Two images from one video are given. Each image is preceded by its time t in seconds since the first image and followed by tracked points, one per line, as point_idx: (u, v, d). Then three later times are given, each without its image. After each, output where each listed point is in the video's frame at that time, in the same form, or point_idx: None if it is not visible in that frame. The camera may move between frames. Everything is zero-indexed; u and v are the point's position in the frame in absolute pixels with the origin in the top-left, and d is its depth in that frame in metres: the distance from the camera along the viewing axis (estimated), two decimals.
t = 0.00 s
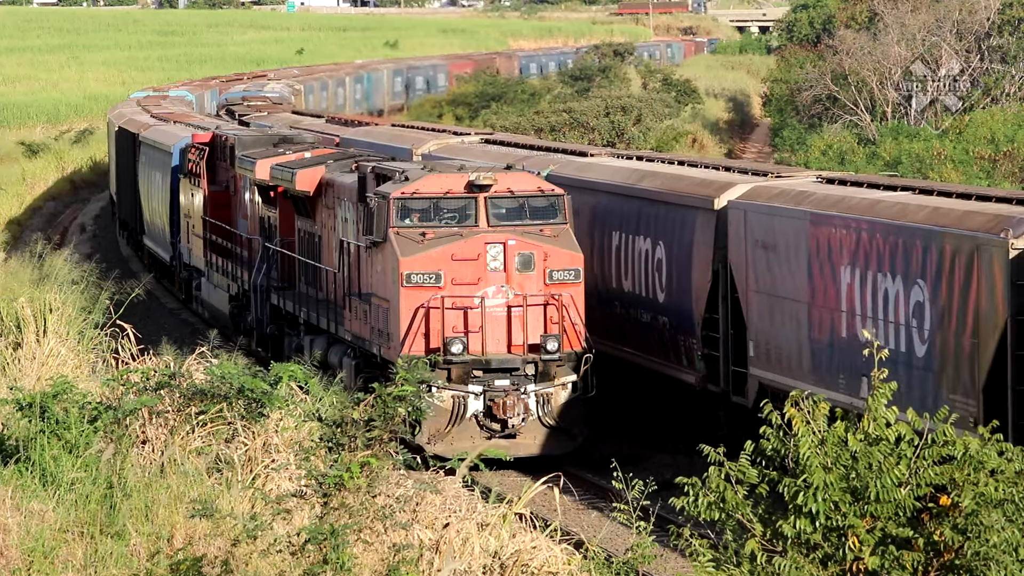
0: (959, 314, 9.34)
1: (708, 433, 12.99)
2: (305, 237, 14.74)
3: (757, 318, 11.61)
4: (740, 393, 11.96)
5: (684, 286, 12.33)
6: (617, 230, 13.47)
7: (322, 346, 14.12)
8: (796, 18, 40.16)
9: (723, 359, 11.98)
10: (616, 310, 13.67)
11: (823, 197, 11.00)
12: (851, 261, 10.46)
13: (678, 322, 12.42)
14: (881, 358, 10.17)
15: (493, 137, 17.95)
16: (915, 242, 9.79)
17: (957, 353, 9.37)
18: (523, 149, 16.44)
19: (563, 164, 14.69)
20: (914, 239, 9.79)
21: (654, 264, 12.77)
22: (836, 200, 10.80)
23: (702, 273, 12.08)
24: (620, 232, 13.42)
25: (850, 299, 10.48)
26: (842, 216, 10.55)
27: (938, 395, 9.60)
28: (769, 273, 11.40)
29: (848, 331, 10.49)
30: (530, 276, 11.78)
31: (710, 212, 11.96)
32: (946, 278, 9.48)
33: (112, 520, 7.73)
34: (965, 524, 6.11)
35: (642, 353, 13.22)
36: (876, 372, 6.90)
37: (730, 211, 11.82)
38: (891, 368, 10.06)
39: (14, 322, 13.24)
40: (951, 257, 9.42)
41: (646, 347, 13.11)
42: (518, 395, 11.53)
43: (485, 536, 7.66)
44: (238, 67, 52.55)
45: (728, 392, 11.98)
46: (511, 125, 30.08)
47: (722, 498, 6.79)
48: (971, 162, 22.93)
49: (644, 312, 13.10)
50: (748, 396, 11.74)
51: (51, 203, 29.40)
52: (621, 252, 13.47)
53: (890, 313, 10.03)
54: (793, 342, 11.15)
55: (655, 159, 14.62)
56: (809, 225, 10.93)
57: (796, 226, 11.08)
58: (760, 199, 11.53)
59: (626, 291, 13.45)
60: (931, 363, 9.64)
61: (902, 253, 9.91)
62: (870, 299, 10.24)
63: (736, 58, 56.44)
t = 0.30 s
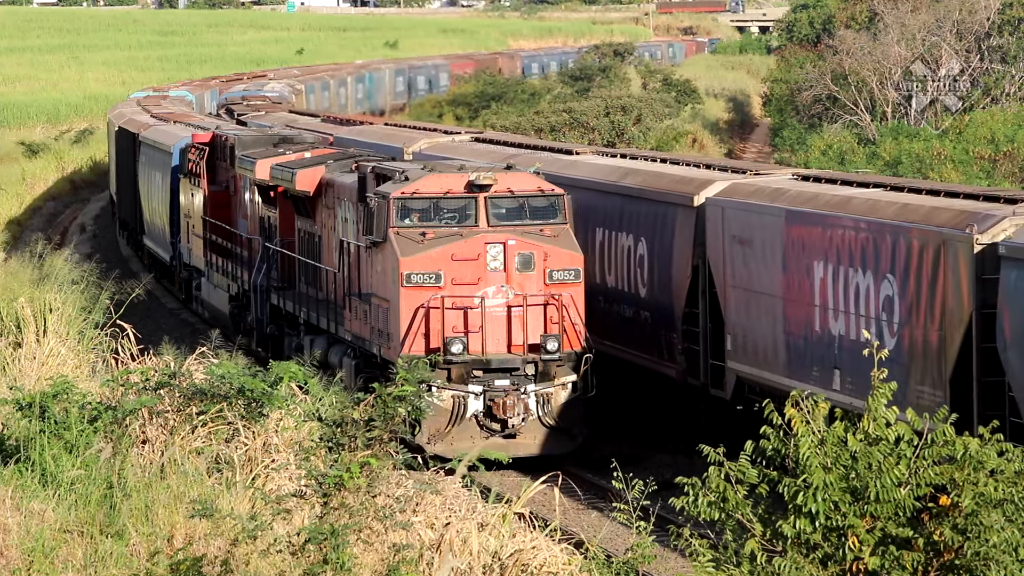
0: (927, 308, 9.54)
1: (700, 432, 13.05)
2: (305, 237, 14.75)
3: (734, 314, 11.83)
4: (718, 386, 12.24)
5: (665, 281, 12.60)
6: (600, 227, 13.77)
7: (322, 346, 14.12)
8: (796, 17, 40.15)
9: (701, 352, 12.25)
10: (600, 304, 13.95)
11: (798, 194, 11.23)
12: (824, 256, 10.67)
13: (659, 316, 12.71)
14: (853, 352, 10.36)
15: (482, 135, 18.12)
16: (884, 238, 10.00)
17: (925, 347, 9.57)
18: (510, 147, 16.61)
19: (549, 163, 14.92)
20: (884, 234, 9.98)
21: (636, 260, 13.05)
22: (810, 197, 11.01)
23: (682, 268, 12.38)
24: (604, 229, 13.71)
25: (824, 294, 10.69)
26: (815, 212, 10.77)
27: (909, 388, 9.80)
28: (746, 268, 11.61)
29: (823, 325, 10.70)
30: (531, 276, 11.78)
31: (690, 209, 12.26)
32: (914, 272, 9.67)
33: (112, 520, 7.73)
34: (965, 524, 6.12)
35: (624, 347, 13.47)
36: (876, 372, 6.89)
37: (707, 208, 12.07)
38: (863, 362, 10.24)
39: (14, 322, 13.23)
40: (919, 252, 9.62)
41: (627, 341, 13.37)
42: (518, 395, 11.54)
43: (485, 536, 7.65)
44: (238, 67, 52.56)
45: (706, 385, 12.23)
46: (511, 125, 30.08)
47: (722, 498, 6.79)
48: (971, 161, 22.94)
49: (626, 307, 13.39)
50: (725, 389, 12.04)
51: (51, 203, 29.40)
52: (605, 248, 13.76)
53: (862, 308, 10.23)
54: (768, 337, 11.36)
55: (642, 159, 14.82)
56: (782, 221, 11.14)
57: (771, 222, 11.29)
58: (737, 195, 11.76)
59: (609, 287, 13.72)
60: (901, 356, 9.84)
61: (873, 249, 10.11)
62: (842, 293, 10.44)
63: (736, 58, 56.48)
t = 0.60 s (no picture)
0: (896, 302, 9.87)
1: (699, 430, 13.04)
2: (305, 237, 14.75)
3: (712, 308, 12.13)
4: (697, 378, 12.54)
5: (649, 279, 12.96)
6: (586, 224, 14.13)
7: (322, 346, 14.12)
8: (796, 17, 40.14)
9: (680, 347, 12.56)
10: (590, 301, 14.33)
11: (772, 190, 11.54)
12: (798, 252, 11.01)
13: (641, 312, 13.07)
14: (826, 346, 10.71)
15: (473, 133, 18.23)
16: (855, 234, 10.32)
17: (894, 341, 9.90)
18: (502, 145, 16.74)
19: (537, 161, 15.11)
20: (857, 230, 10.28)
21: (620, 256, 13.40)
22: (785, 193, 11.32)
23: (664, 264, 12.72)
24: (589, 226, 14.07)
25: (798, 290, 11.03)
26: (789, 208, 11.07)
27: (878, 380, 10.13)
28: (723, 263, 11.93)
29: (796, 319, 11.05)
30: (531, 276, 11.78)
31: (671, 206, 12.59)
32: (883, 267, 9.99)
33: (112, 520, 7.73)
34: (965, 524, 6.12)
35: (610, 341, 13.78)
36: (876, 372, 6.89)
37: (688, 205, 12.40)
38: (836, 355, 10.59)
39: (14, 322, 13.24)
40: (888, 249, 9.92)
41: (614, 335, 13.69)
42: (518, 395, 11.54)
43: (484, 536, 7.64)
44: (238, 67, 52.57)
45: (687, 378, 12.53)
46: (511, 125, 30.08)
47: (722, 498, 6.79)
48: (971, 161, 22.95)
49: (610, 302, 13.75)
50: (703, 380, 12.36)
51: (51, 203, 29.40)
52: (590, 245, 14.12)
53: (835, 302, 10.57)
54: (744, 331, 11.69)
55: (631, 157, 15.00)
56: (757, 217, 11.46)
57: (746, 219, 11.59)
58: (716, 193, 12.08)
59: (594, 283, 14.09)
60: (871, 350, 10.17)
61: (845, 245, 10.42)
62: (816, 288, 10.78)
63: (736, 58, 56.49)
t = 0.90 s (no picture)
0: (868, 297, 10.16)
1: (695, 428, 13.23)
2: (305, 237, 14.74)
3: (693, 303, 12.45)
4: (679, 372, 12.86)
5: (632, 273, 13.22)
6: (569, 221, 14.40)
7: (322, 346, 14.12)
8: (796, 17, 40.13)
9: (662, 341, 12.86)
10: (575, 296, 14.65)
11: (751, 187, 11.84)
12: (774, 248, 11.30)
13: (624, 307, 13.37)
14: (801, 338, 11.03)
15: (463, 132, 18.34)
16: (830, 230, 10.61)
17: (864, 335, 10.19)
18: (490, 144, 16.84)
19: (523, 159, 15.20)
20: (831, 226, 10.58)
21: (603, 253, 13.66)
22: (763, 190, 11.61)
23: (646, 259, 12.99)
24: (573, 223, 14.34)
25: (775, 284, 11.34)
26: (767, 205, 11.38)
27: (848, 373, 10.45)
28: (704, 258, 12.25)
29: (773, 313, 11.37)
30: (531, 276, 11.78)
31: (653, 204, 12.86)
32: (856, 262, 10.28)
33: (112, 520, 7.74)
34: (965, 524, 6.11)
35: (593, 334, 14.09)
36: (878, 372, 6.89)
37: (669, 202, 12.67)
38: (811, 348, 10.91)
39: (14, 322, 13.24)
40: (862, 244, 10.21)
41: (596, 330, 14.01)
42: (518, 395, 11.53)
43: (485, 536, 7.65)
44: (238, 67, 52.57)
45: (669, 372, 12.86)
46: (511, 125, 30.06)
47: (722, 499, 6.79)
48: (971, 162, 22.95)
49: (593, 298, 14.04)
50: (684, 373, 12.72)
51: (51, 203, 29.40)
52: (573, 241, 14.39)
53: (810, 295, 10.88)
54: (724, 324, 12.01)
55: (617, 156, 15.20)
56: (736, 213, 11.74)
57: (725, 215, 11.88)
58: (696, 190, 12.39)
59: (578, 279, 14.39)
60: (843, 344, 10.50)
61: (820, 240, 10.73)
62: (792, 283, 11.10)
63: (736, 58, 56.49)
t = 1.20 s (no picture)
0: (843, 292, 10.51)
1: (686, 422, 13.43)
2: (305, 237, 14.74)
3: (674, 298, 12.81)
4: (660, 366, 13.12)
5: (614, 269, 13.50)
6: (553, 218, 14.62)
7: (322, 346, 14.11)
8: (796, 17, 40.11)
9: (645, 336, 13.10)
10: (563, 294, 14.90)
11: (730, 184, 12.18)
12: (752, 244, 11.67)
13: (608, 303, 13.64)
14: (779, 332, 11.39)
15: (455, 131, 18.46)
16: (806, 226, 10.98)
17: (841, 329, 10.56)
18: (478, 143, 16.92)
19: (510, 156, 15.28)
20: (809, 222, 10.94)
21: (587, 250, 13.92)
22: (742, 187, 11.97)
23: (628, 255, 13.24)
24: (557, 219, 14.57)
25: (753, 279, 11.70)
26: (746, 202, 11.73)
27: (824, 365, 10.81)
28: (684, 254, 12.58)
29: (751, 307, 11.73)
30: (531, 276, 11.78)
31: (634, 201, 13.11)
32: (830, 258, 10.65)
33: (112, 520, 7.74)
34: (965, 524, 6.11)
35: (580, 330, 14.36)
36: (878, 373, 6.89)
37: (652, 200, 12.97)
38: (788, 342, 11.27)
39: (14, 322, 13.23)
40: (837, 240, 10.57)
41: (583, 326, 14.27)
42: (518, 395, 11.53)
43: (485, 536, 7.66)
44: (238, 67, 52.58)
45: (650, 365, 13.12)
46: (511, 125, 30.05)
47: (722, 498, 6.79)
48: (971, 162, 22.96)
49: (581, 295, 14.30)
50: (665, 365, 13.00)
51: (51, 203, 29.39)
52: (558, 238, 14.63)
53: (787, 290, 11.23)
54: (703, 319, 12.37)
55: (605, 155, 15.34)
56: (715, 210, 12.10)
57: (704, 212, 12.24)
58: (677, 187, 12.68)
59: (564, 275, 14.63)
60: (817, 338, 10.87)
61: (797, 236, 11.09)
62: (769, 278, 11.45)
63: (736, 58, 56.50)
